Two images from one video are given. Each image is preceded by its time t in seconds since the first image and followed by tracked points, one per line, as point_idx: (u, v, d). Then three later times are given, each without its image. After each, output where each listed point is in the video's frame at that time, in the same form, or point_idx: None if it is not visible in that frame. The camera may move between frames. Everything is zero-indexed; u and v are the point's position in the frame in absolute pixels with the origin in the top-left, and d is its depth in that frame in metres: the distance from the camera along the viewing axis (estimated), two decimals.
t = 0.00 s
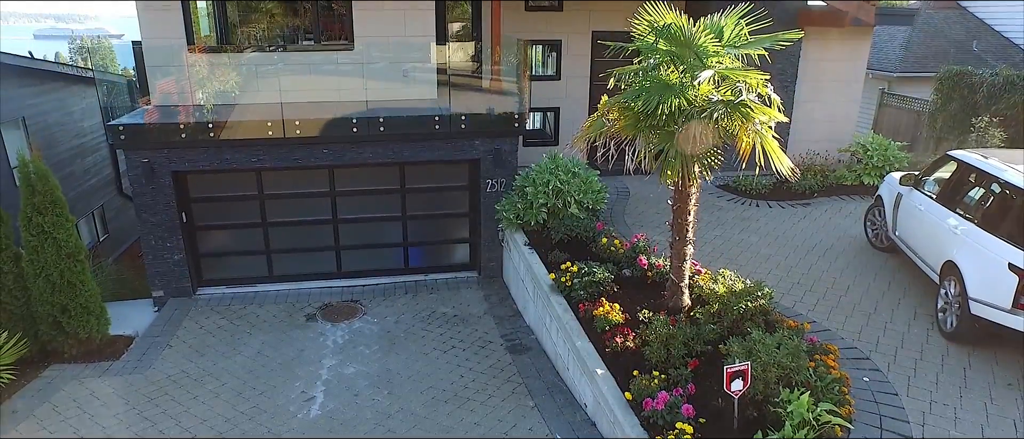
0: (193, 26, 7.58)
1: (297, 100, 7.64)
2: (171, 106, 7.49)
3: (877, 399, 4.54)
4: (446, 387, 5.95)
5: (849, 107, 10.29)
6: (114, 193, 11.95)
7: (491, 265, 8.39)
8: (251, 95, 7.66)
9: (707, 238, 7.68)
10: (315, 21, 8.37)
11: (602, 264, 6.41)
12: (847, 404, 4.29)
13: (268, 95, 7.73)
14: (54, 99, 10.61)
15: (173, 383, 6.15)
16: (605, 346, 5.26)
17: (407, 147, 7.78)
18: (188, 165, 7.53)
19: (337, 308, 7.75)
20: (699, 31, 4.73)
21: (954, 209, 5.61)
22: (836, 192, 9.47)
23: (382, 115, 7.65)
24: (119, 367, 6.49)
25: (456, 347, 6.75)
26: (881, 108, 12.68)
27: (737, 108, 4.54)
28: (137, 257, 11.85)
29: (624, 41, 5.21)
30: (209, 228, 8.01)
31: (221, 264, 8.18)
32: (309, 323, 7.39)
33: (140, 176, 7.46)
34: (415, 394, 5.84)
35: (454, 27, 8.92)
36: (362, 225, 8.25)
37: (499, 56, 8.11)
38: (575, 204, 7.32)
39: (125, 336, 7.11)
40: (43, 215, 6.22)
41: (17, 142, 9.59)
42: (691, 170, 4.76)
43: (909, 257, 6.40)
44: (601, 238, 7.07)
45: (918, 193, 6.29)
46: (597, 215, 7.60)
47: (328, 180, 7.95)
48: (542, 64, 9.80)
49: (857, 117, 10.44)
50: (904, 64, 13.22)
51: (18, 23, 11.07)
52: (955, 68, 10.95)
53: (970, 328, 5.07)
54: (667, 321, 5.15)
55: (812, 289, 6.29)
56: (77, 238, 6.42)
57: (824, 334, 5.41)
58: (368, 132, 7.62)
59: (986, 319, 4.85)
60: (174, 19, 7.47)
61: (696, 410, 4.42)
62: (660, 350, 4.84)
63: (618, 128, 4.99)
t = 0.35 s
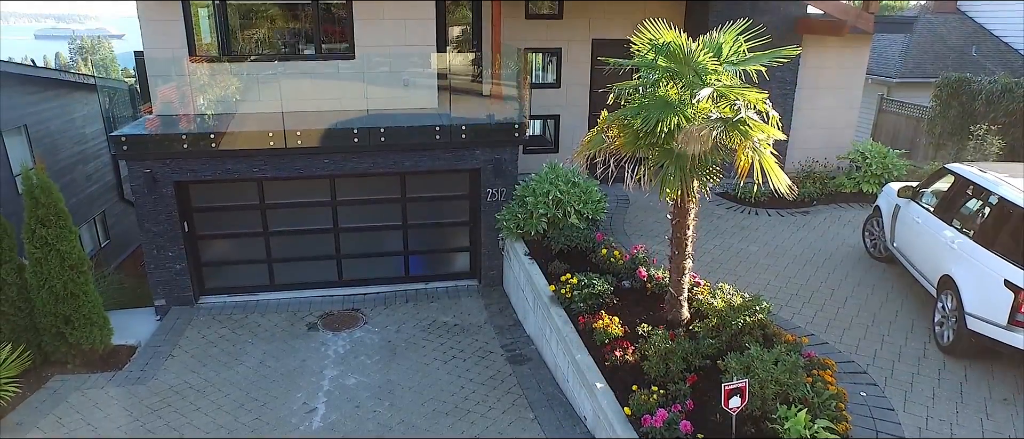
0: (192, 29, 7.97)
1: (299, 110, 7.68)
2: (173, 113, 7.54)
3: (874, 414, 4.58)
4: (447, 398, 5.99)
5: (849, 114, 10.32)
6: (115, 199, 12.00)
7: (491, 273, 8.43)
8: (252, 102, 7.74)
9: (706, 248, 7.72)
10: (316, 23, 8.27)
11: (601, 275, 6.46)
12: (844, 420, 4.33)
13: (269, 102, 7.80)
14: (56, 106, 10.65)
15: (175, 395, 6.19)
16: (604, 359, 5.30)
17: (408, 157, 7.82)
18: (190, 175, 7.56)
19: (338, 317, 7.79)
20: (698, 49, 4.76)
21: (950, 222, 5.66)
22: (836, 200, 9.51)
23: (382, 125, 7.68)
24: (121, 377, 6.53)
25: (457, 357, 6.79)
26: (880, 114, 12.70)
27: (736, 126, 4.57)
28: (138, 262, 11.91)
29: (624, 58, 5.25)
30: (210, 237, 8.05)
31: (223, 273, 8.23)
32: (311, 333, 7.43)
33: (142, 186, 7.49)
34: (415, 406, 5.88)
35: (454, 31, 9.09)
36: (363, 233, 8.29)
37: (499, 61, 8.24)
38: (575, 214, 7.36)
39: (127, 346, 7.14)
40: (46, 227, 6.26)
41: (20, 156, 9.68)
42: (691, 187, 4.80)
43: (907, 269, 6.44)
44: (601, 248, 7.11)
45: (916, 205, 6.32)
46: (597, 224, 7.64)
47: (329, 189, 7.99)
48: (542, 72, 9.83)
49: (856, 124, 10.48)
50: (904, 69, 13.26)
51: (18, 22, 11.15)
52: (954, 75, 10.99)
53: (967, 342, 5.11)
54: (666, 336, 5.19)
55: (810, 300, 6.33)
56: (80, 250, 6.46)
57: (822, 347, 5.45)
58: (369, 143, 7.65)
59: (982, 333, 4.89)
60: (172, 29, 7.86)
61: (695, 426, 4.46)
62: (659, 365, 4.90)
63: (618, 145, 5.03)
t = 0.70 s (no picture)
0: (194, 35, 8.01)
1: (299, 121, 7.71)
2: (173, 120, 7.77)
3: (871, 430, 4.61)
4: (447, 411, 6.03)
5: (847, 121, 10.35)
6: (116, 204, 12.05)
7: (491, 282, 8.47)
8: (250, 106, 7.95)
9: (705, 257, 7.75)
10: (316, 27, 8.25)
11: (601, 287, 6.50)
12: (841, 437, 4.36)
13: (269, 108, 8.03)
14: (58, 113, 10.70)
15: (177, 406, 6.23)
16: (603, 373, 5.34)
17: (408, 167, 7.85)
18: (191, 185, 7.59)
19: (339, 326, 7.83)
20: (696, 67, 4.79)
21: (947, 236, 5.69)
22: (835, 207, 9.55)
23: (383, 136, 7.71)
24: (123, 388, 6.57)
25: (457, 368, 6.83)
26: (879, 119, 12.75)
27: (735, 144, 4.59)
28: (139, 268, 11.96)
29: (622, 74, 5.30)
30: (211, 246, 8.08)
31: (224, 282, 8.26)
32: (312, 342, 7.46)
33: (144, 196, 7.52)
34: (416, 419, 5.92)
35: (454, 35, 9.27)
36: (364, 242, 8.32)
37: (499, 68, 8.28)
38: (575, 224, 7.40)
39: (129, 356, 7.18)
40: (49, 239, 6.30)
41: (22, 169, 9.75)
42: (689, 204, 4.83)
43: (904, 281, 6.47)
44: (601, 259, 7.14)
45: (914, 217, 6.36)
46: (596, 234, 7.68)
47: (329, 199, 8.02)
48: (542, 80, 9.86)
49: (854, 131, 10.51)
50: (903, 75, 13.29)
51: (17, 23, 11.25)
52: (953, 82, 11.04)
53: (964, 357, 5.14)
54: (665, 350, 5.24)
55: (808, 312, 6.37)
56: (82, 262, 6.50)
57: (820, 361, 5.49)
58: (369, 153, 7.68)
59: (978, 350, 4.92)
60: (176, 40, 7.98)
61: None
62: (658, 381, 4.94)
63: (617, 162, 5.08)
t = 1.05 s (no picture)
0: (195, 44, 8.09)
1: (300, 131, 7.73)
2: (173, 129, 7.77)
3: None
4: (447, 422, 6.07)
5: (847, 128, 10.39)
6: (117, 210, 12.08)
7: (491, 290, 8.51)
8: (251, 111, 7.95)
9: (704, 267, 7.79)
10: (316, 34, 8.24)
11: (600, 299, 6.54)
12: None
13: (269, 115, 8.02)
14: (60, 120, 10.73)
15: (178, 418, 6.27)
16: (601, 386, 5.37)
17: (408, 176, 7.88)
18: (192, 195, 7.62)
19: (340, 335, 7.86)
20: (694, 84, 4.82)
21: (944, 249, 5.72)
22: (834, 215, 9.59)
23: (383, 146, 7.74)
24: (125, 399, 6.61)
25: (457, 378, 6.86)
26: (878, 126, 12.77)
27: (733, 162, 4.62)
28: (140, 275, 11.99)
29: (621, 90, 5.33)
30: (212, 255, 8.12)
31: (226, 291, 8.30)
32: (312, 352, 7.50)
33: (145, 206, 7.55)
34: (415, 430, 5.96)
35: (454, 40, 9.36)
36: (364, 251, 8.36)
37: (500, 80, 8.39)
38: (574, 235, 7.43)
39: (131, 366, 7.22)
40: (51, 251, 6.34)
41: (25, 179, 9.79)
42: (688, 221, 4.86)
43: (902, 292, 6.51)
44: (600, 270, 7.17)
45: (911, 230, 6.39)
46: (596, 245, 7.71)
47: (330, 208, 8.05)
48: (542, 87, 9.88)
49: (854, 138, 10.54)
50: (902, 80, 13.34)
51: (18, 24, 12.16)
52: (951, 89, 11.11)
53: (960, 371, 5.18)
54: (663, 365, 5.28)
55: (806, 324, 6.40)
56: (84, 273, 6.54)
57: (817, 374, 5.52)
58: (370, 163, 7.70)
59: (974, 365, 4.95)
60: (177, 49, 8.05)
61: None
62: (657, 396, 4.98)
63: (616, 178, 5.11)
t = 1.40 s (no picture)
0: (196, 53, 8.07)
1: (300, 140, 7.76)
2: (173, 135, 7.99)
3: None
4: (447, 433, 6.11)
5: (846, 135, 10.42)
6: (118, 216, 12.09)
7: (491, 298, 8.54)
8: (251, 118, 8.06)
9: (702, 276, 7.82)
10: (316, 43, 8.25)
11: (599, 310, 6.57)
12: None
13: (269, 121, 8.13)
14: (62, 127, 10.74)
15: (180, 428, 6.31)
16: (600, 398, 5.41)
17: (408, 186, 7.90)
18: (193, 205, 7.65)
19: (341, 344, 7.90)
20: (693, 101, 4.86)
21: (942, 262, 5.76)
22: (833, 222, 9.62)
23: (383, 156, 7.76)
24: (127, 409, 6.65)
25: (457, 388, 6.90)
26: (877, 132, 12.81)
27: (731, 179, 4.65)
28: (141, 282, 12.02)
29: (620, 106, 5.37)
30: (214, 264, 8.15)
31: (226, 299, 8.34)
32: (313, 361, 7.54)
33: (146, 216, 7.57)
34: None
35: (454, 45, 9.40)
36: (365, 260, 8.40)
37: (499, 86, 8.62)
38: (574, 244, 7.46)
39: (132, 376, 7.26)
40: (54, 263, 6.37)
41: (26, 186, 9.78)
42: (686, 237, 4.90)
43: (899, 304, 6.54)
44: (599, 280, 7.20)
45: (909, 241, 6.42)
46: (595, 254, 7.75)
47: (331, 217, 8.08)
48: (542, 95, 9.90)
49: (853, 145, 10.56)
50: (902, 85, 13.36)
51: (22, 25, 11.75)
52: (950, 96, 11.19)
53: (957, 385, 5.21)
54: (662, 378, 5.31)
55: (804, 335, 6.44)
56: (86, 284, 6.57)
57: (815, 387, 5.56)
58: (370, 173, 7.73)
59: (970, 379, 4.99)
60: (178, 58, 8.04)
61: None
62: (656, 409, 5.02)
63: (614, 194, 5.14)
